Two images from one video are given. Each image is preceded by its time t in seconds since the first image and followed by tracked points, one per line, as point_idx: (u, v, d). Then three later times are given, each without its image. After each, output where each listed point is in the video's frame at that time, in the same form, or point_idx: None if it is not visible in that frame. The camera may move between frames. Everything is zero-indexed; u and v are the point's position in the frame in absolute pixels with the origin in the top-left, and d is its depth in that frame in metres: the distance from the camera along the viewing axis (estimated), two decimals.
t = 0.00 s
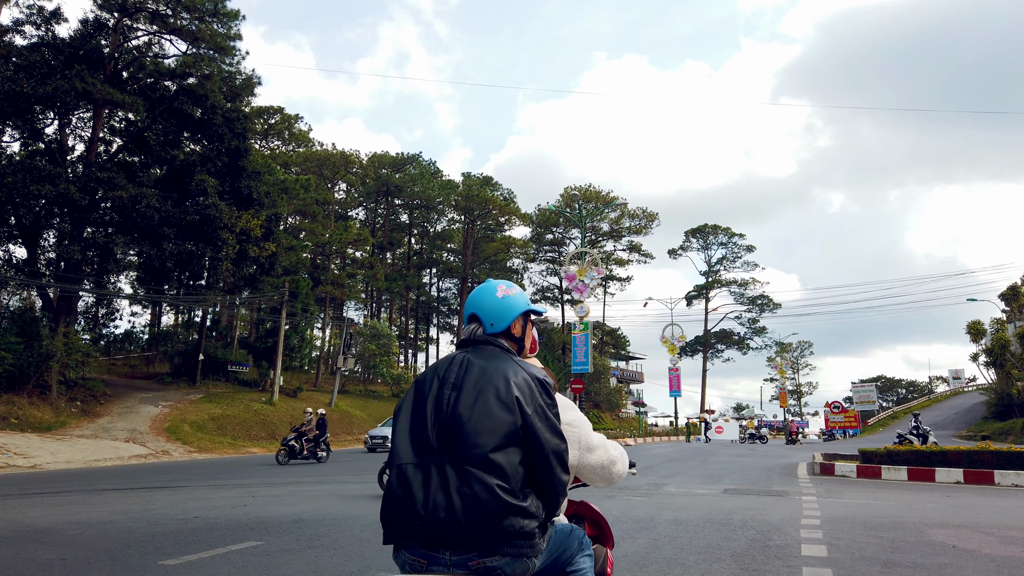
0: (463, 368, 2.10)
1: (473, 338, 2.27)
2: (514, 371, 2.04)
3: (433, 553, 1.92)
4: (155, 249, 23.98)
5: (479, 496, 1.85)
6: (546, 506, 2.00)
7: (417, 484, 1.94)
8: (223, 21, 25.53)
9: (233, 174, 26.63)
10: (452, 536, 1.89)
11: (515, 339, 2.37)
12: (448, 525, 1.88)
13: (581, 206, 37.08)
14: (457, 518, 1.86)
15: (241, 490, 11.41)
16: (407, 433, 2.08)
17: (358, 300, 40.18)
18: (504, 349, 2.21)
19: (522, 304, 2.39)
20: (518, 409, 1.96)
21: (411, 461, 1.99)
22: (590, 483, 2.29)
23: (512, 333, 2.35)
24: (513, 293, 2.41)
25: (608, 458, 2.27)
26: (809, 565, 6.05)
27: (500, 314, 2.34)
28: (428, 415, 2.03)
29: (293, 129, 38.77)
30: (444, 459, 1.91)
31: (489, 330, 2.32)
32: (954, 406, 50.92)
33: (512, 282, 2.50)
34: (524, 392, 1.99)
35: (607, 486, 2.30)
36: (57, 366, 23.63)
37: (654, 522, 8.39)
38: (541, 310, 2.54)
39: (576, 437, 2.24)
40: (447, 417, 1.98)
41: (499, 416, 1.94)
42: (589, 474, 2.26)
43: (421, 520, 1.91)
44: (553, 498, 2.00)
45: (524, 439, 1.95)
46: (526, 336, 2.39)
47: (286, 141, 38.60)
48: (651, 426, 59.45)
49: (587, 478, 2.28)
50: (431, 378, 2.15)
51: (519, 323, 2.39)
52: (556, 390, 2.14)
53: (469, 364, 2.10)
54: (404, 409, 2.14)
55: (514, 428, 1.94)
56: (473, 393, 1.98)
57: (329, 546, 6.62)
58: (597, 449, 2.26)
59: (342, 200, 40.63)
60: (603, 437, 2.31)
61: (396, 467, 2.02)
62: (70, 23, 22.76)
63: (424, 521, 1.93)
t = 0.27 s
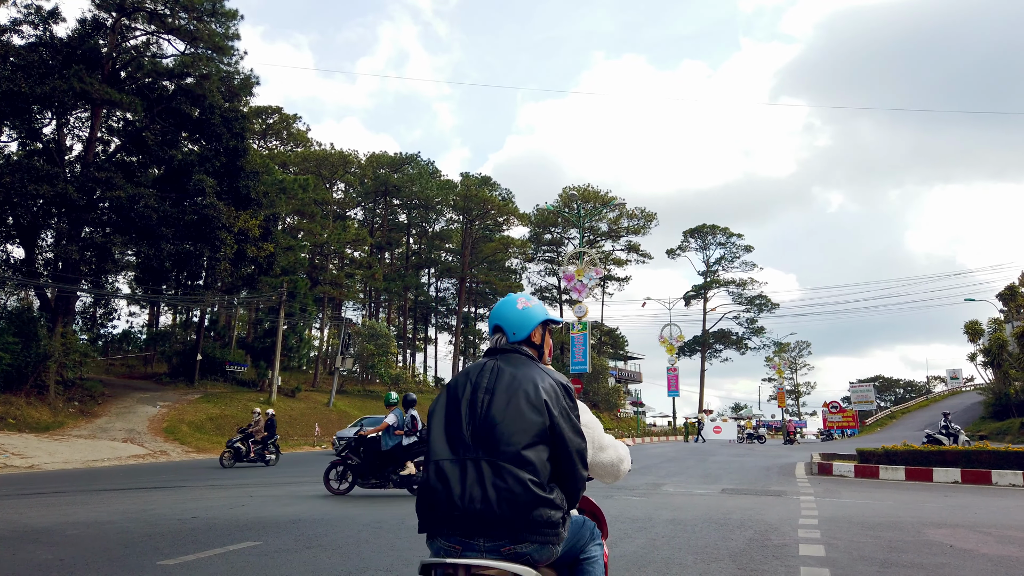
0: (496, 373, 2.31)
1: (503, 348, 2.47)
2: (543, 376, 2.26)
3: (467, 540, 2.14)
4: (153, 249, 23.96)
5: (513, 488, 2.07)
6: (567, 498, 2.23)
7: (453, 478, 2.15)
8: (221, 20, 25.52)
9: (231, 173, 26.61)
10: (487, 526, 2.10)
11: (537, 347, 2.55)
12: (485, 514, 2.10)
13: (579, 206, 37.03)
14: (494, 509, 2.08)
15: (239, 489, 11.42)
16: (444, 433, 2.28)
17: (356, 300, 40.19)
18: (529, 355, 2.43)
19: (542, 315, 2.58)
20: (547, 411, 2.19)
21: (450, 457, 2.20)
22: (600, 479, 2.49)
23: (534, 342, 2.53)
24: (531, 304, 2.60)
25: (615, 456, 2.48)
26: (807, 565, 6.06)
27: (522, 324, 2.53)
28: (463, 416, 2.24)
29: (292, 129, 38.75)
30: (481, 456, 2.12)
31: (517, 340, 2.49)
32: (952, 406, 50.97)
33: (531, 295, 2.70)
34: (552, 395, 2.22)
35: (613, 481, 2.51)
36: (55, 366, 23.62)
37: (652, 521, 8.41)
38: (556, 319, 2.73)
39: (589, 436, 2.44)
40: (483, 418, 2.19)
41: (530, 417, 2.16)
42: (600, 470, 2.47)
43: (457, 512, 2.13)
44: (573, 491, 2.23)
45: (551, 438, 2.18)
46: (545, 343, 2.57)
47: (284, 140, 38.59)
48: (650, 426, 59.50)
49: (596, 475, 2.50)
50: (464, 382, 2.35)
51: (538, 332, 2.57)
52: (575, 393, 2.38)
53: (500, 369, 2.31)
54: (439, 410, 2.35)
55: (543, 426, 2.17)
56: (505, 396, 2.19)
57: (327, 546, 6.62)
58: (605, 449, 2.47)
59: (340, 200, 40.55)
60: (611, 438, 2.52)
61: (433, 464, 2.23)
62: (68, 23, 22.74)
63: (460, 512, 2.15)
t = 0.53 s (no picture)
0: (514, 378, 2.57)
1: (521, 354, 2.73)
2: (557, 384, 2.55)
3: (488, 529, 2.39)
4: (149, 249, 23.91)
5: (534, 481, 2.34)
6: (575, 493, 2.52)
7: (477, 473, 2.39)
8: (218, 20, 25.49)
9: (228, 173, 26.59)
10: (508, 515, 2.35)
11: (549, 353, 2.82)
12: (507, 504, 2.35)
13: (576, 206, 37.05)
14: (516, 500, 2.34)
15: (235, 489, 11.41)
16: (466, 432, 2.53)
17: (352, 300, 40.19)
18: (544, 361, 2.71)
19: (553, 324, 2.85)
20: (563, 413, 2.47)
21: (473, 453, 2.44)
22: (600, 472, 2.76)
23: (548, 348, 2.80)
24: (543, 313, 2.87)
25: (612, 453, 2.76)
26: (803, 564, 6.09)
27: (537, 331, 2.80)
28: (486, 416, 2.49)
29: (288, 129, 38.68)
30: (504, 453, 2.37)
31: (536, 347, 2.77)
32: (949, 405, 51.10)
33: (539, 306, 2.98)
34: (566, 400, 2.51)
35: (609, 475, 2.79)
36: (51, 366, 23.55)
37: (649, 521, 8.42)
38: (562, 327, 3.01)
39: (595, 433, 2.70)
40: (506, 419, 2.44)
41: (548, 418, 2.44)
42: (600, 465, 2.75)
43: (482, 503, 2.37)
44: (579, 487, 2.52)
45: (566, 437, 2.47)
46: (557, 349, 2.85)
47: (281, 140, 38.52)
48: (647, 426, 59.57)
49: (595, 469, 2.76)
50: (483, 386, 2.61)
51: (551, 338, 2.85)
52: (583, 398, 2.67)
53: (519, 375, 2.58)
54: (460, 411, 2.60)
55: (560, 427, 2.45)
56: (526, 400, 2.46)
57: (324, 546, 6.63)
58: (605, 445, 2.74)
59: (337, 200, 40.46)
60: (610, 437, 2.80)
61: (457, 459, 2.47)
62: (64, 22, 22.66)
63: (483, 503, 2.39)
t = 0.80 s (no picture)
0: (521, 380, 2.73)
1: (528, 358, 2.93)
2: (561, 387, 2.73)
3: (493, 521, 2.54)
4: (140, 248, 23.80)
5: (540, 477, 2.51)
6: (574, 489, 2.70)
7: (486, 469, 2.54)
8: (209, 19, 25.37)
9: (219, 172, 26.50)
10: (514, 509, 2.51)
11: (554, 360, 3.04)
12: (514, 498, 2.51)
13: (569, 206, 37.06)
14: (523, 494, 2.49)
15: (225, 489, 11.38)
16: (474, 429, 2.68)
17: (344, 300, 40.12)
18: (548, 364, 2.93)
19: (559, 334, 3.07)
20: (566, 416, 2.66)
21: (482, 450, 2.59)
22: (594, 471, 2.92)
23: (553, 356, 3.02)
24: (551, 323, 3.09)
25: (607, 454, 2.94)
26: (792, 562, 6.13)
27: (547, 340, 3.00)
28: (494, 416, 2.64)
29: (280, 128, 38.55)
30: (512, 452, 2.53)
31: (547, 355, 3.02)
32: (938, 405, 51.46)
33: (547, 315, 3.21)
34: (569, 403, 2.69)
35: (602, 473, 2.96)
36: (39, 366, 23.40)
37: (639, 521, 8.45)
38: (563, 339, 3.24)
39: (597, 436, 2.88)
40: (514, 419, 2.60)
41: (553, 420, 2.61)
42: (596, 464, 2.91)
43: (489, 496, 2.52)
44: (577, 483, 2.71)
45: (568, 437, 2.65)
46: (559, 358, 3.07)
47: (273, 139, 38.40)
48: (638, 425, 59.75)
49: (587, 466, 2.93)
50: (490, 387, 2.76)
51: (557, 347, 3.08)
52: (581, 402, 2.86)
53: (524, 378, 2.74)
54: (467, 411, 2.74)
55: (564, 429, 2.63)
56: (533, 402, 2.62)
57: (314, 546, 6.62)
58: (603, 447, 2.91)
59: (329, 199, 40.28)
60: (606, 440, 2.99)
61: (465, 456, 2.62)
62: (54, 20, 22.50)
63: (489, 497, 2.54)
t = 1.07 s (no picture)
0: (511, 381, 2.76)
1: (519, 359, 3.00)
2: (551, 390, 2.78)
3: (485, 515, 2.57)
4: (124, 247, 23.61)
5: (533, 475, 2.56)
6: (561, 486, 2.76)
7: (480, 465, 2.56)
8: (194, 16, 25.16)
9: (204, 170, 26.34)
10: (506, 504, 2.54)
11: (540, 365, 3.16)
12: (507, 494, 2.54)
13: (556, 206, 37.10)
14: (515, 491, 2.53)
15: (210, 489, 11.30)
16: (466, 428, 2.70)
17: (331, 299, 39.97)
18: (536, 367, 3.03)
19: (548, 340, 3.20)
20: (555, 416, 2.71)
21: (475, 448, 2.61)
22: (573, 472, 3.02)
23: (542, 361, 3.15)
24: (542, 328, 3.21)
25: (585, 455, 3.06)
26: (777, 562, 6.17)
27: (540, 343, 3.10)
28: (487, 414, 2.67)
29: (267, 126, 38.35)
30: (506, 450, 2.56)
31: (541, 359, 3.15)
32: (921, 405, 51.98)
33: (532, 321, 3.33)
34: (559, 404, 2.75)
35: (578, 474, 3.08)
36: (22, 365, 23.16)
37: (626, 520, 8.47)
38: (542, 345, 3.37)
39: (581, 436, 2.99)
40: (507, 419, 2.63)
41: (543, 421, 2.67)
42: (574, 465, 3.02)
43: (483, 492, 2.54)
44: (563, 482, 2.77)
45: (557, 437, 2.70)
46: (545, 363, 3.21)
47: (259, 138, 38.20)
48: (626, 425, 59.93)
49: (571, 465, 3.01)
50: (482, 387, 2.78)
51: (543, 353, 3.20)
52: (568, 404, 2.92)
53: (516, 379, 2.78)
54: (459, 410, 2.75)
55: (553, 429, 2.69)
56: (525, 404, 2.66)
57: (299, 547, 6.59)
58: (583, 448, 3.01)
59: (315, 198, 40.06)
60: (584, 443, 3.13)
61: (457, 453, 2.63)
62: (37, 16, 22.27)
63: (482, 493, 2.57)
